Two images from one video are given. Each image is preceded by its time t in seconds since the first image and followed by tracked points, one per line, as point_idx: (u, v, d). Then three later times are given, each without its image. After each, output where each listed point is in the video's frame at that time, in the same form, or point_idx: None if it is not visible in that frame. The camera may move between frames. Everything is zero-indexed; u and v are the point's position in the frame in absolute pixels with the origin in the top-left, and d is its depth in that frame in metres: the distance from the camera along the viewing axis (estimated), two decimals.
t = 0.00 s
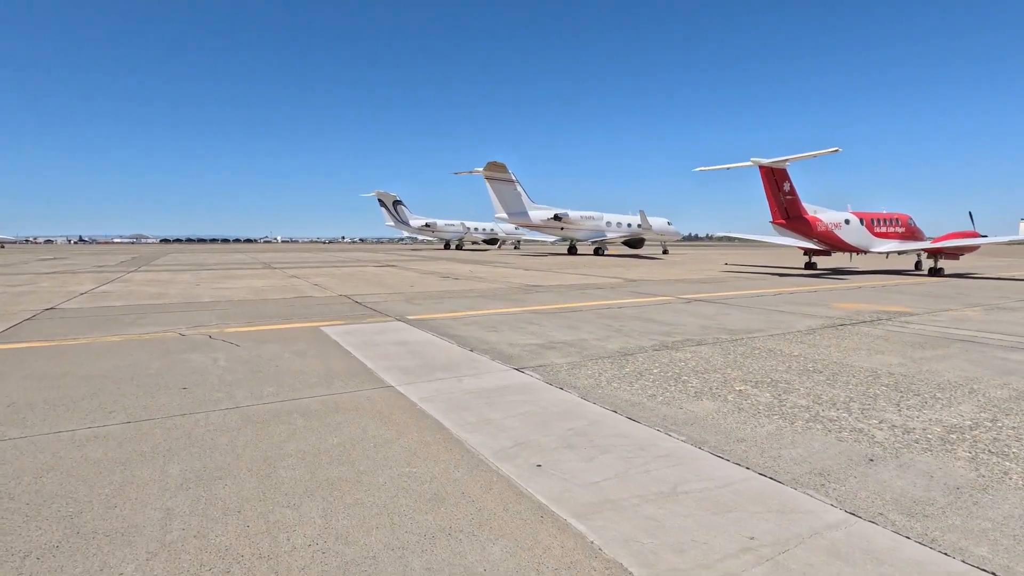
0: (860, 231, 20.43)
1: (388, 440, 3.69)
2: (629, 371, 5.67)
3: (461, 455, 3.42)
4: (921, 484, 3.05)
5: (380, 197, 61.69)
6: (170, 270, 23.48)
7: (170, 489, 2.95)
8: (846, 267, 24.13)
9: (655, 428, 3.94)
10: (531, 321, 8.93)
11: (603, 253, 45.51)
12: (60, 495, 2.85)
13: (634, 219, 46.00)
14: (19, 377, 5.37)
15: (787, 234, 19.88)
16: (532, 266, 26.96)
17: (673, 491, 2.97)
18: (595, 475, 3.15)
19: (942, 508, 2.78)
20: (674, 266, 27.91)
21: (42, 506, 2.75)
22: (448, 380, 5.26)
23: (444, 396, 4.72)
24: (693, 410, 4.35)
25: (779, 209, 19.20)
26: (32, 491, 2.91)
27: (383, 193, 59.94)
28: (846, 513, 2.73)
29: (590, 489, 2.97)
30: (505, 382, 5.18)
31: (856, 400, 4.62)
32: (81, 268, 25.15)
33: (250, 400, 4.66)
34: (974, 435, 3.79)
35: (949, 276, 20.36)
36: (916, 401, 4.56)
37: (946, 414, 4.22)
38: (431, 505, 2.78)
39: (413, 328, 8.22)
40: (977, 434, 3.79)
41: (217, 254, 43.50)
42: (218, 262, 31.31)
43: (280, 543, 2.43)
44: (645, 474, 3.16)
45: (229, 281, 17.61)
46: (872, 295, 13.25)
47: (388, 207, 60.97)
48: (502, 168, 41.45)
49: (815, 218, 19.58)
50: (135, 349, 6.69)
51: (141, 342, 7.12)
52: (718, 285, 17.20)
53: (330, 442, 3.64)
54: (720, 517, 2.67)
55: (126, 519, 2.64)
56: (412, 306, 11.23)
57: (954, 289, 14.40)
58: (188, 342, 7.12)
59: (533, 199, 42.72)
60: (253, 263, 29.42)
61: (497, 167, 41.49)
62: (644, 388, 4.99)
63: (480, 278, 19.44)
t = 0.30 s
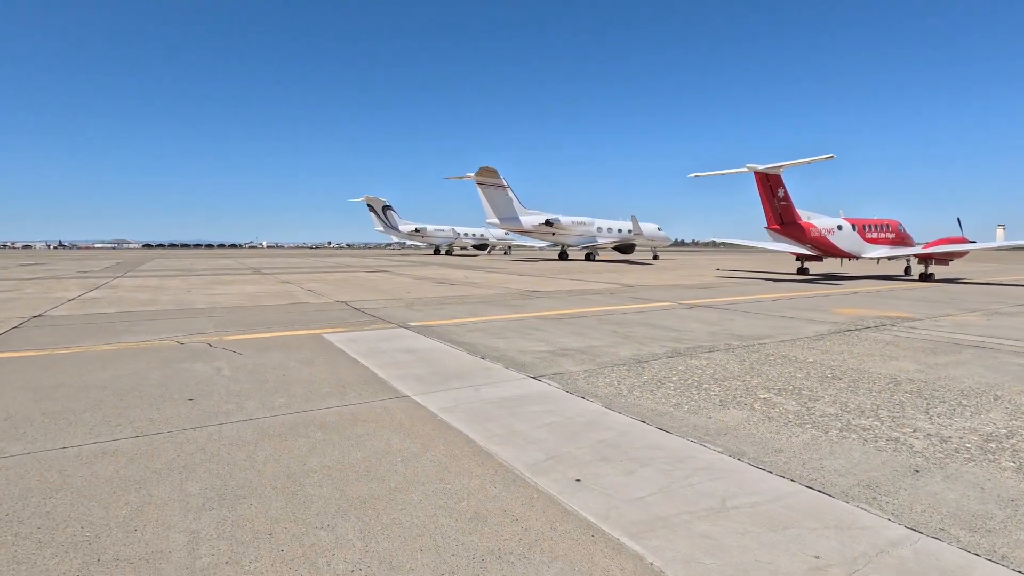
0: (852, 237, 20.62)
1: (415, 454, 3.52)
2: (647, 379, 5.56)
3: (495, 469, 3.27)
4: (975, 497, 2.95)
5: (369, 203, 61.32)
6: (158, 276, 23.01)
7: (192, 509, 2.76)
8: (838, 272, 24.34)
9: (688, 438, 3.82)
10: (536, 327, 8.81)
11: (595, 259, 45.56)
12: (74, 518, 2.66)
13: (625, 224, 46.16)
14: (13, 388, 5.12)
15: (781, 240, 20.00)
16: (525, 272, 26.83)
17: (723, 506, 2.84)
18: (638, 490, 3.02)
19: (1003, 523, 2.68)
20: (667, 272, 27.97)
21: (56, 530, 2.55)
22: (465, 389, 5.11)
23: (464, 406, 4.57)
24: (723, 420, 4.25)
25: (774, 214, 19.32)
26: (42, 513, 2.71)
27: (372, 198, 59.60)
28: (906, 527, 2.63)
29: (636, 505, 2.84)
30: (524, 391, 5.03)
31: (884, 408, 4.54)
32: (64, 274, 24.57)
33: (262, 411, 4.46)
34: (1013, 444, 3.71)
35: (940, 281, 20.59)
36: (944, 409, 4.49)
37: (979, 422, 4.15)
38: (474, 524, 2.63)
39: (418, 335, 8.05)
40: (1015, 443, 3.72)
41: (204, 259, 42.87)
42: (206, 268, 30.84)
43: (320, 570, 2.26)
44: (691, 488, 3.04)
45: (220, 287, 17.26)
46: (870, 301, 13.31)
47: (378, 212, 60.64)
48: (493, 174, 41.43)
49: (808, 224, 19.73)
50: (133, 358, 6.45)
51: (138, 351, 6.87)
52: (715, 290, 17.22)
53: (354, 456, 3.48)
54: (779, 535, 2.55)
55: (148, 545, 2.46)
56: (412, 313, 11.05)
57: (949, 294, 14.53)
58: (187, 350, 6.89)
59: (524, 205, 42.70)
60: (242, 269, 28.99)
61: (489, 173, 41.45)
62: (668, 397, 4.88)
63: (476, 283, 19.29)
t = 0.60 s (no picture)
0: (846, 241, 20.69)
1: (439, 471, 3.30)
2: (667, 386, 5.37)
3: (527, 488, 3.05)
4: None
5: (359, 207, 60.83)
6: (144, 280, 22.46)
7: (204, 538, 2.52)
8: (831, 276, 24.43)
9: (724, 452, 3.63)
10: (542, 333, 8.60)
11: (587, 263, 45.53)
12: (74, 550, 2.40)
13: (616, 229, 46.18)
14: None
15: (777, 244, 20.01)
16: (520, 276, 26.64)
17: (779, 527, 2.65)
18: (685, 510, 2.82)
19: None
20: (661, 276, 27.94)
21: (54, 566, 2.30)
22: (479, 399, 4.88)
23: (482, 418, 4.34)
24: (756, 431, 4.06)
25: (770, 218, 19.31)
26: (38, 546, 2.45)
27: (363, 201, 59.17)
28: (979, 551, 2.45)
29: (686, 527, 2.63)
30: (542, 400, 4.81)
31: (918, 416, 4.39)
32: (48, 279, 23.95)
33: (268, 424, 4.20)
34: None
35: (933, 285, 20.71)
36: (979, 417, 4.35)
37: (1019, 433, 4.00)
38: (516, 552, 2.41)
39: (422, 342, 7.80)
40: None
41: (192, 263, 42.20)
42: (193, 272, 30.26)
43: None
44: (740, 508, 2.84)
45: (210, 291, 16.85)
46: (870, 305, 13.27)
47: (368, 216, 60.20)
48: (485, 178, 41.25)
49: (804, 228, 19.75)
50: (126, 368, 6.14)
51: (130, 359, 6.56)
52: (713, 295, 17.14)
53: (375, 474, 3.24)
54: (847, 561, 2.36)
55: None
56: (412, 318, 10.78)
57: (947, 298, 14.54)
58: (182, 359, 6.59)
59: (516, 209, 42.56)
60: (230, 274, 28.45)
61: (482, 177, 41.28)
62: (692, 406, 4.69)
63: (472, 287, 19.04)
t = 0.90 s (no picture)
0: (846, 248, 20.69)
1: (477, 498, 3.07)
2: (695, 401, 5.16)
3: (575, 519, 2.82)
4: None
5: (353, 214, 60.46)
6: (135, 288, 22.03)
7: None
8: (830, 283, 24.44)
9: (775, 474, 3.41)
10: (554, 344, 8.38)
11: (582, 270, 45.43)
12: None
13: (612, 235, 46.15)
14: None
15: (778, 251, 19.95)
16: (518, 283, 26.45)
17: (858, 562, 2.45)
18: (751, 543, 2.60)
19: None
20: (659, 283, 27.84)
21: None
22: (503, 416, 4.64)
23: (510, 437, 4.10)
24: (801, 450, 3.86)
25: (771, 226, 19.25)
26: None
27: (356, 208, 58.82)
28: None
29: (758, 565, 2.42)
30: (569, 417, 4.59)
31: (964, 433, 4.20)
32: (36, 286, 23.43)
33: (284, 445, 3.94)
34: None
35: (932, 292, 20.72)
36: None
37: None
38: None
39: (432, 353, 7.55)
40: None
41: (184, 270, 41.70)
42: (186, 279, 29.77)
43: None
44: (810, 540, 2.63)
45: (205, 300, 16.48)
46: (876, 313, 13.18)
47: (362, 223, 59.84)
48: (481, 184, 41.09)
49: (804, 235, 19.72)
50: (126, 382, 5.86)
51: (129, 373, 6.26)
52: (716, 302, 17.00)
53: (408, 503, 3.01)
54: None
55: None
56: (416, 327, 10.53)
57: (952, 306, 14.48)
58: (184, 373, 6.31)
59: (512, 216, 42.41)
60: (223, 280, 28.02)
61: (478, 184, 41.12)
62: (727, 423, 4.49)
63: (472, 295, 18.80)
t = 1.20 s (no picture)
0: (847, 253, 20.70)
1: (524, 519, 2.87)
2: (728, 412, 4.98)
3: (636, 543, 2.63)
4: None
5: (346, 218, 60.16)
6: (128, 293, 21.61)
7: None
8: (829, 288, 24.46)
9: (834, 491, 3.23)
10: (567, 351, 8.19)
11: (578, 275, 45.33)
12: None
13: (608, 240, 46.12)
14: None
15: (779, 256, 19.92)
16: (517, 288, 26.25)
17: None
18: (832, 569, 2.42)
19: None
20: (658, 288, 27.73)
21: None
22: (533, 428, 4.44)
23: (545, 451, 3.90)
24: (853, 464, 3.69)
25: (772, 230, 19.22)
26: None
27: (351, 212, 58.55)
28: None
29: None
30: (602, 429, 4.40)
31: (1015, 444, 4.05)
32: (24, 292, 22.89)
33: (307, 461, 3.72)
34: None
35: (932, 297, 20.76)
36: None
37: None
38: None
39: (445, 361, 7.33)
40: None
41: (176, 275, 41.13)
42: (178, 284, 29.32)
43: None
44: (891, 565, 2.46)
45: (201, 305, 16.13)
46: (883, 318, 13.12)
47: (356, 227, 59.48)
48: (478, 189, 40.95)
49: (805, 240, 19.70)
50: (130, 392, 5.60)
51: (132, 383, 5.99)
52: (720, 307, 16.90)
53: (452, 526, 2.80)
54: None
55: None
56: (423, 334, 10.30)
57: (957, 311, 14.45)
58: (191, 382, 6.06)
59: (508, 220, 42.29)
60: (217, 286, 27.63)
61: (473, 188, 40.99)
62: (768, 435, 4.31)
63: (473, 300, 18.58)
